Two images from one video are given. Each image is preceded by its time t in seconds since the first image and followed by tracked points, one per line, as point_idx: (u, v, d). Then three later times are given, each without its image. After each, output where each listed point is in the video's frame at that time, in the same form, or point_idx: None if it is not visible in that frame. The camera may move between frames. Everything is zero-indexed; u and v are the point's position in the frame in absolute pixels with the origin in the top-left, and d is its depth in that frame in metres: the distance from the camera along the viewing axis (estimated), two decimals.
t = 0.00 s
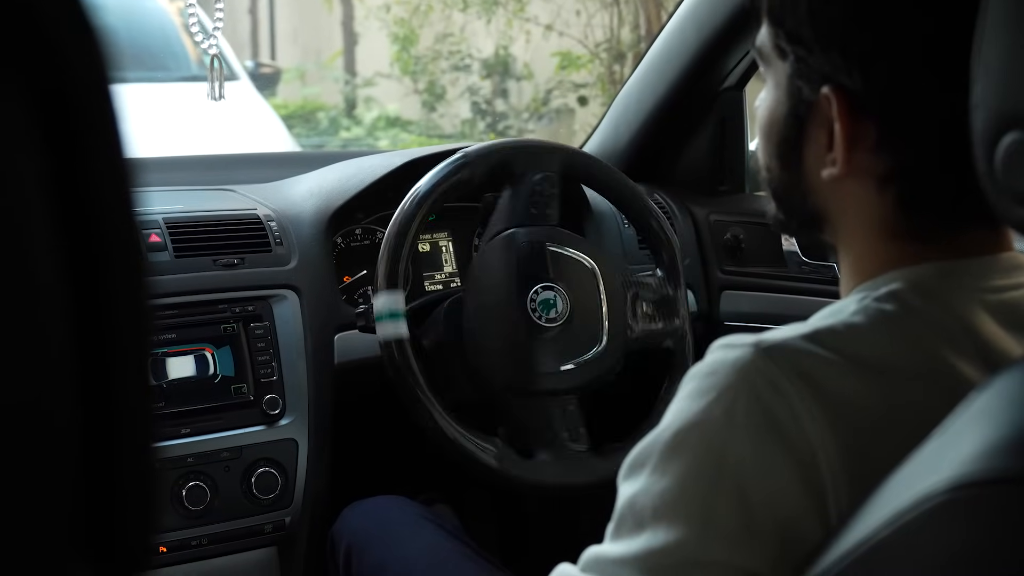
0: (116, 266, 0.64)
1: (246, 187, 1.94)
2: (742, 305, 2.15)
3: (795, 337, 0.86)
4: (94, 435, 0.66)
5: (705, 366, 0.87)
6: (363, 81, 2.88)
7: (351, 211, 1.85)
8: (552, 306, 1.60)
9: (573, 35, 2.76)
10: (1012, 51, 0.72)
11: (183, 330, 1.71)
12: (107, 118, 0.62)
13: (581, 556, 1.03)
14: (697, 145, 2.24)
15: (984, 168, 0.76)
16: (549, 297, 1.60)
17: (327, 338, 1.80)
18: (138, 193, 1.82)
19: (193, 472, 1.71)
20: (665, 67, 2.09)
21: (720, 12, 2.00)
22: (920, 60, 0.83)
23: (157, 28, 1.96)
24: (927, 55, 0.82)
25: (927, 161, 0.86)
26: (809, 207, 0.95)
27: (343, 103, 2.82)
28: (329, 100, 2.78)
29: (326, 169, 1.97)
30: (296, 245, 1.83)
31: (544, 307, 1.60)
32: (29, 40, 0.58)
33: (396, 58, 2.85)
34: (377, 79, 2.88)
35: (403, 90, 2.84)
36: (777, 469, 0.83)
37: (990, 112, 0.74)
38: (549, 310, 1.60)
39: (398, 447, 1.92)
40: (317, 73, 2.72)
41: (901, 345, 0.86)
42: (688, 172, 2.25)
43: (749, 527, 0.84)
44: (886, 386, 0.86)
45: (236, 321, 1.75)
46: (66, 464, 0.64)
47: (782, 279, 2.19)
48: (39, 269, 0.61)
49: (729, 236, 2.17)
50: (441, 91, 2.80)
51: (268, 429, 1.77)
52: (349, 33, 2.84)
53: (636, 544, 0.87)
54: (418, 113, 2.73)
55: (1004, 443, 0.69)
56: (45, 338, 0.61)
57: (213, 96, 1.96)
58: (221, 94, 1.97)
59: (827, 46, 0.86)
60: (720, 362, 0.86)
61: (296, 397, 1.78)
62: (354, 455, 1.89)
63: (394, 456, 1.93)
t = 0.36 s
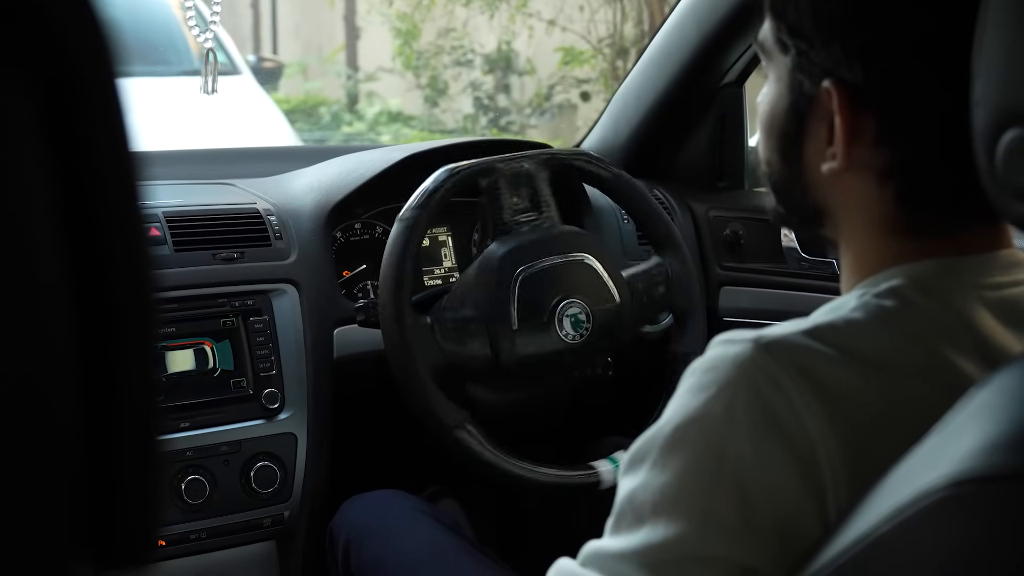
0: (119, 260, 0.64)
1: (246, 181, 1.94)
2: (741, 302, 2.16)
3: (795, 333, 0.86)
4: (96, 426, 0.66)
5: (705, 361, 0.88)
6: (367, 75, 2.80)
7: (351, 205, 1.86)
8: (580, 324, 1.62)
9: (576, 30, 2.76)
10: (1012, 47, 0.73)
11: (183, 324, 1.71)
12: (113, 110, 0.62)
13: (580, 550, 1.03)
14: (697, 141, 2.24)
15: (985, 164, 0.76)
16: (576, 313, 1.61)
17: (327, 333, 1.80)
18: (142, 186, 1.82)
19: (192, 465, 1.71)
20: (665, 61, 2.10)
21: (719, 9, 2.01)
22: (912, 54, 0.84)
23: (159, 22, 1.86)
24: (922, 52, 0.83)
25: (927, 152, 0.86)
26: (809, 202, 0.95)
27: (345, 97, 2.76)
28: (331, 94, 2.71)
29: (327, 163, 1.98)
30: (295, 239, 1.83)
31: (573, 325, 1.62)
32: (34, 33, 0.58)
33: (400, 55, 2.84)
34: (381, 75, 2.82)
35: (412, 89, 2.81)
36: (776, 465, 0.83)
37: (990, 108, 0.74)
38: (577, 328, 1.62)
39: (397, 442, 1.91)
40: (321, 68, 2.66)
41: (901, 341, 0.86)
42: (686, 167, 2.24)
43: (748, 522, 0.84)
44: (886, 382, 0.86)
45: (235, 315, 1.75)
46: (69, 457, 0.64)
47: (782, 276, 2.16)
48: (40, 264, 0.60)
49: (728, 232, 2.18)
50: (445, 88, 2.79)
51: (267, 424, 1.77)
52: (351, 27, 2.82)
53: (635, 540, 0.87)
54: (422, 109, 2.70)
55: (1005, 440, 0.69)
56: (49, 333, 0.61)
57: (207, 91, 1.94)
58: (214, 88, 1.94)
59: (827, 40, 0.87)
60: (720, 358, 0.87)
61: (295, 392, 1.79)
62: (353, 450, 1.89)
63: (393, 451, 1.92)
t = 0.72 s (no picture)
0: (121, 257, 0.64)
1: (243, 177, 1.94)
2: (738, 299, 2.16)
3: (793, 331, 0.87)
4: (98, 425, 0.66)
5: (703, 359, 0.88)
6: (370, 73, 2.89)
7: (348, 202, 1.85)
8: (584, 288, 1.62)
9: (581, 28, 2.83)
10: (1011, 44, 0.73)
11: (181, 321, 1.71)
12: (112, 108, 0.62)
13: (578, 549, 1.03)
14: (695, 139, 2.23)
15: (984, 164, 0.76)
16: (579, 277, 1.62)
17: (323, 331, 1.80)
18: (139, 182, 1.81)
19: (189, 462, 1.71)
20: (663, 59, 2.09)
21: (716, 8, 2.01)
22: (919, 59, 0.83)
23: (161, 18, 1.90)
24: (924, 52, 0.83)
25: (926, 149, 0.86)
26: (808, 199, 0.95)
27: (348, 94, 2.87)
28: (334, 90, 2.83)
29: (324, 160, 1.97)
30: (292, 236, 1.83)
31: (579, 286, 1.61)
32: (35, 30, 0.57)
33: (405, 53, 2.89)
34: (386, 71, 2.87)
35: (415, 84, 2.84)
36: (774, 463, 0.83)
37: (990, 106, 0.74)
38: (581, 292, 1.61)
39: (396, 436, 1.93)
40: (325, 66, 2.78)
41: (899, 339, 0.86)
42: (685, 165, 2.25)
43: (746, 521, 0.84)
44: (884, 380, 0.86)
45: (232, 312, 1.75)
46: (71, 455, 0.64)
47: (779, 273, 2.18)
48: (41, 262, 0.60)
49: (725, 230, 2.17)
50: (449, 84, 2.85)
51: (263, 420, 1.76)
52: (354, 24, 2.91)
53: (632, 538, 0.87)
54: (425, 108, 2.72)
55: (1004, 438, 0.69)
56: (50, 333, 0.61)
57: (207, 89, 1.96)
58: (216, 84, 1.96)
59: (826, 35, 0.87)
60: (718, 356, 0.87)
61: (291, 388, 1.78)
62: (349, 447, 1.89)
63: (389, 447, 1.93)
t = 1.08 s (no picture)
0: (92, 255, 0.64)
1: (229, 175, 1.94)
2: (723, 297, 2.16)
3: (777, 331, 0.87)
4: (72, 421, 0.66)
5: (688, 358, 0.88)
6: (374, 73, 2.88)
7: (335, 200, 1.86)
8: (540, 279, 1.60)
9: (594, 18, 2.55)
10: (988, 44, 0.73)
11: (166, 319, 1.71)
12: (86, 107, 0.62)
13: (559, 546, 1.04)
14: (680, 138, 2.24)
15: (959, 163, 0.76)
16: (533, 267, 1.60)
17: (310, 328, 1.79)
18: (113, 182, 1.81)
19: (174, 460, 1.71)
20: (649, 59, 2.10)
21: (703, 7, 2.00)
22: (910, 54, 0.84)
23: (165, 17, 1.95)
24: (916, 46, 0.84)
25: (913, 143, 0.87)
26: (795, 196, 0.96)
27: (354, 93, 2.87)
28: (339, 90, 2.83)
29: (311, 158, 1.97)
30: (279, 235, 1.83)
31: (530, 280, 1.59)
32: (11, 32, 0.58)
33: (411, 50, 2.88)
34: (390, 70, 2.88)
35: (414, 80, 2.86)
36: (756, 462, 0.84)
37: (966, 106, 0.75)
38: (536, 283, 1.59)
39: (382, 433, 1.94)
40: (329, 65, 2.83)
41: (881, 338, 0.87)
42: (670, 163, 2.25)
43: (727, 519, 0.85)
44: (865, 379, 0.87)
45: (218, 310, 1.75)
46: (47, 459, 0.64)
47: (763, 272, 2.19)
48: (22, 258, 0.60)
49: (710, 228, 2.17)
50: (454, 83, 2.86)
51: (249, 418, 1.77)
52: (360, 22, 2.88)
53: (615, 535, 0.88)
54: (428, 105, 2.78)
55: (976, 435, 0.70)
56: (26, 334, 0.61)
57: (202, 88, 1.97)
58: (212, 83, 1.96)
59: (815, 33, 0.87)
60: (701, 355, 0.87)
61: (277, 386, 1.79)
62: (336, 445, 1.89)
63: (375, 445, 1.94)
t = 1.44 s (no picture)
0: (70, 253, 0.62)
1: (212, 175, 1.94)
2: (707, 297, 2.16)
3: (760, 328, 0.87)
4: (47, 424, 0.64)
5: (670, 355, 0.88)
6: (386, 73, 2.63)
7: (318, 200, 1.85)
8: (522, 309, 1.61)
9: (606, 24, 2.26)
10: (970, 40, 0.73)
11: (146, 319, 1.70)
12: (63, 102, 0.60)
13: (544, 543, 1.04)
14: (663, 136, 2.24)
15: (941, 160, 0.77)
16: (517, 297, 1.60)
17: (292, 328, 1.79)
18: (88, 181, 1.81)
19: (156, 461, 1.70)
20: (632, 57, 2.10)
21: (685, 7, 2.01)
22: (895, 47, 0.85)
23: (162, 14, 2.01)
24: (904, 43, 0.84)
25: (892, 137, 0.87)
26: (779, 191, 0.96)
27: (364, 95, 2.62)
28: (351, 91, 2.59)
29: (293, 157, 1.96)
30: (261, 234, 1.82)
31: (514, 311, 1.60)
32: None
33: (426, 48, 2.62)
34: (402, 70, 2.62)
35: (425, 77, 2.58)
36: (738, 460, 0.84)
37: (948, 103, 0.75)
38: (519, 313, 1.61)
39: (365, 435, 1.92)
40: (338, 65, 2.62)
41: (862, 335, 0.87)
42: (653, 162, 2.24)
43: (710, 517, 0.85)
44: (848, 375, 0.87)
45: (199, 310, 1.74)
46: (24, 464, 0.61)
47: (747, 270, 2.20)
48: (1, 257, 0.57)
49: (694, 227, 2.18)
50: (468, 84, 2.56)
51: (230, 419, 1.76)
52: (370, 23, 2.69)
53: (597, 534, 0.88)
54: (441, 107, 2.49)
55: (957, 431, 0.70)
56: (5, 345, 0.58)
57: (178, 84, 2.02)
58: (184, 81, 2.01)
59: (800, 29, 0.87)
60: (684, 352, 0.87)
61: (259, 386, 1.77)
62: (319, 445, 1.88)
63: (358, 446, 1.93)
